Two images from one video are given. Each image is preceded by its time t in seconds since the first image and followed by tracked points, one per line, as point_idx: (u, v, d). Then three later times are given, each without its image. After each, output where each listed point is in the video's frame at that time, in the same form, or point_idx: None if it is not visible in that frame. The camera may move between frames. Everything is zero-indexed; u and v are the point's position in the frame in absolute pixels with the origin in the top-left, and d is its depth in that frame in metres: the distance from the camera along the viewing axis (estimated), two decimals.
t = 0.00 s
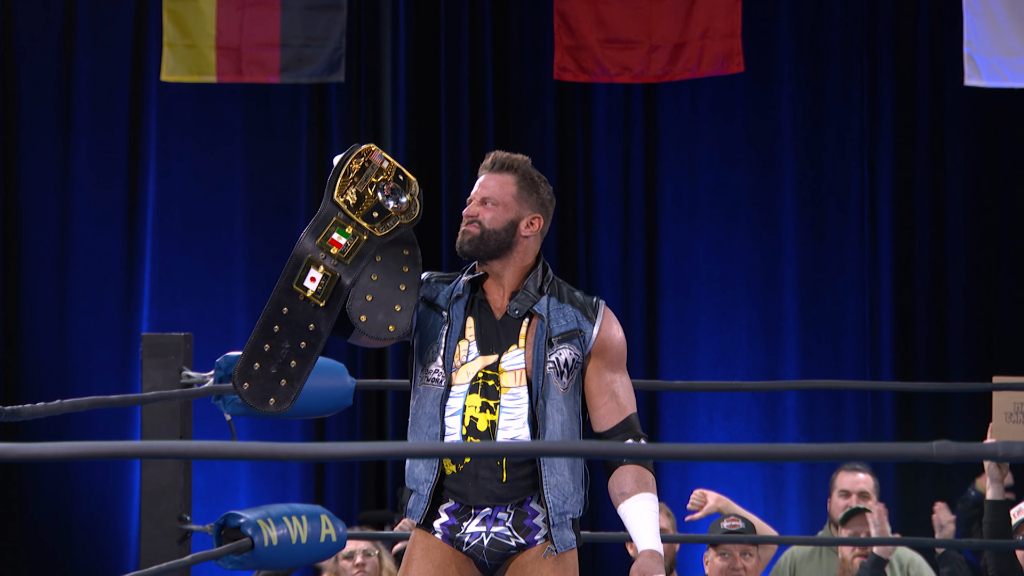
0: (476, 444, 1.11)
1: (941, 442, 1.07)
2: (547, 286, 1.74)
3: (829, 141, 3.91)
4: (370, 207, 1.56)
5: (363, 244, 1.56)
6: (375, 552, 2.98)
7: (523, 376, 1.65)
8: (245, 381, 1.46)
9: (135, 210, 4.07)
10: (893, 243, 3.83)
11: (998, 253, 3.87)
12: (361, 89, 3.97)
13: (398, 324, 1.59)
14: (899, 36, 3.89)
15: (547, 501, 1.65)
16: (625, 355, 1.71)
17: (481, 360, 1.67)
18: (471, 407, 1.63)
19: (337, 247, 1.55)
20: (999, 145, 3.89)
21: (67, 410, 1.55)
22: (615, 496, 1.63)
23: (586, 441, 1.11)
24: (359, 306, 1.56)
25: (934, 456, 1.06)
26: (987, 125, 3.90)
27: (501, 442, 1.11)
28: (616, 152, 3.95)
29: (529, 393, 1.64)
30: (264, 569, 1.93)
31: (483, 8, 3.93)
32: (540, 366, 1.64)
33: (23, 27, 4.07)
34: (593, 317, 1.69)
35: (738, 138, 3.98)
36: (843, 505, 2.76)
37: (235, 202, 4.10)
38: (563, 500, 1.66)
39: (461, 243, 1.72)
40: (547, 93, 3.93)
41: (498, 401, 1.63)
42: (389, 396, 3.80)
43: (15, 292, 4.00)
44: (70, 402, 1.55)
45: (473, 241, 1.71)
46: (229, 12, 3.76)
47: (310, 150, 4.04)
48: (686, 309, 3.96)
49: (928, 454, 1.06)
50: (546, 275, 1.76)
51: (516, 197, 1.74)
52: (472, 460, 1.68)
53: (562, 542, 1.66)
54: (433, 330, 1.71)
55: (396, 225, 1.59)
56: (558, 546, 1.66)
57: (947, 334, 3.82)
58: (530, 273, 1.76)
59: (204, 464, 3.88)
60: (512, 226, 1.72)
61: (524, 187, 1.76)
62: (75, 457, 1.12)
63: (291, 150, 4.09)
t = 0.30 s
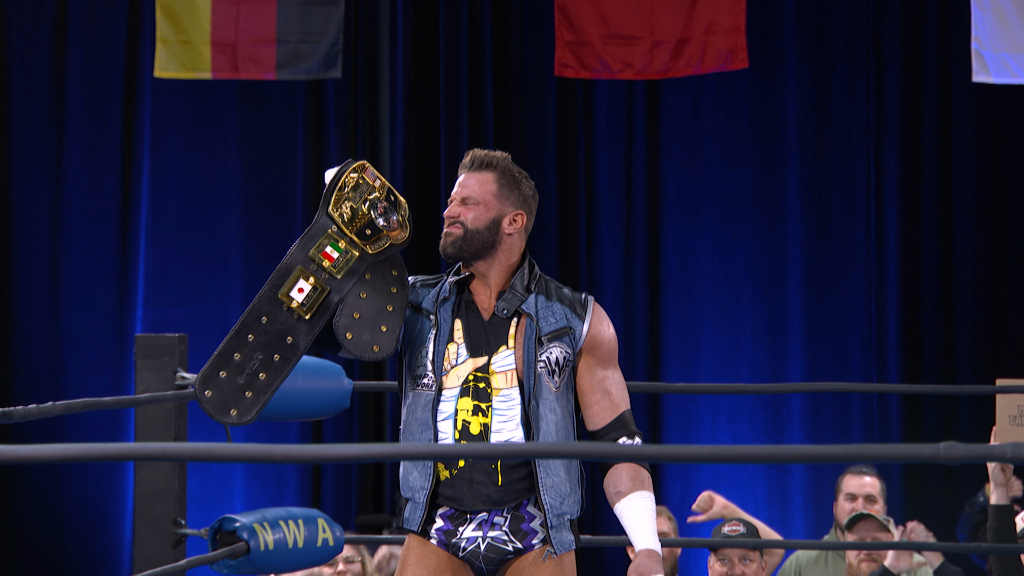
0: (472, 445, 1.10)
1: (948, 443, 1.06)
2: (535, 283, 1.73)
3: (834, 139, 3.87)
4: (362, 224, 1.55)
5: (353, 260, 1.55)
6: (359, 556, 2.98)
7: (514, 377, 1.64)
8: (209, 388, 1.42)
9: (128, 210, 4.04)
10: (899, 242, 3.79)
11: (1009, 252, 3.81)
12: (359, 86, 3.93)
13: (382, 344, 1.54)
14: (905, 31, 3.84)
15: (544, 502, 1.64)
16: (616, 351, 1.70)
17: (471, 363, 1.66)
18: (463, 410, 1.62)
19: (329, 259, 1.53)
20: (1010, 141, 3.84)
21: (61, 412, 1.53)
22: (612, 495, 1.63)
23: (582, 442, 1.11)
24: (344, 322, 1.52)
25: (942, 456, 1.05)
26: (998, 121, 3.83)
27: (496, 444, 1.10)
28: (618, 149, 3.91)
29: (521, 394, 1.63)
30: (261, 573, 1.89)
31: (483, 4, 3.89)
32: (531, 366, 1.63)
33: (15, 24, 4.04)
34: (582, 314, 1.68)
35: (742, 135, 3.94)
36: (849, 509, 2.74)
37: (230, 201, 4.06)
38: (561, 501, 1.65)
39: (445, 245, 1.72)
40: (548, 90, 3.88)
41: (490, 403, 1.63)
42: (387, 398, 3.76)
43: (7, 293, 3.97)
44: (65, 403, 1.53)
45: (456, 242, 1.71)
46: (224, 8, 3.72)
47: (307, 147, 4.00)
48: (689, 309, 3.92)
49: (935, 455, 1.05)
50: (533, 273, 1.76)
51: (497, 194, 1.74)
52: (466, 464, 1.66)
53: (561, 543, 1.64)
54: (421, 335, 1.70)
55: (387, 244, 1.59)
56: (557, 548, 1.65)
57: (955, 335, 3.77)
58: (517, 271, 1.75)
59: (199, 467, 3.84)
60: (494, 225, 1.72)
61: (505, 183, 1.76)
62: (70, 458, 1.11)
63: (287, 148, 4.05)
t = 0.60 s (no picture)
0: (470, 449, 1.05)
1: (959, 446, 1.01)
2: (527, 281, 1.70)
3: (840, 137, 3.83)
4: (374, 238, 1.51)
5: (368, 272, 1.50)
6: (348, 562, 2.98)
7: (509, 378, 1.62)
8: (219, 403, 1.37)
9: (122, 208, 4.00)
10: (907, 241, 3.75)
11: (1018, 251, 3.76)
12: (356, 83, 3.90)
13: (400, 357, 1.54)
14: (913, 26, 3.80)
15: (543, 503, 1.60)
16: (612, 347, 1.66)
17: (465, 365, 1.64)
18: (458, 414, 1.61)
19: (345, 273, 1.47)
20: (1018, 138, 3.79)
21: (55, 414, 1.50)
22: (612, 493, 1.59)
23: (582, 445, 1.06)
24: (362, 336, 1.51)
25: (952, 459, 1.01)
26: (1007, 117, 3.79)
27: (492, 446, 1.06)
28: (620, 147, 3.87)
29: (516, 395, 1.61)
30: None
31: None
32: (525, 365, 1.59)
33: (8, 20, 4.00)
34: (576, 310, 1.64)
35: (746, 132, 3.90)
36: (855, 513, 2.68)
37: (225, 200, 4.02)
38: (560, 502, 1.61)
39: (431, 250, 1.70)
40: (549, 86, 3.85)
41: (485, 405, 1.61)
42: (384, 400, 3.72)
43: None
44: (58, 405, 1.50)
45: (443, 247, 1.68)
46: (219, 3, 3.68)
47: (303, 144, 3.97)
48: (692, 309, 3.88)
49: (943, 460, 1.00)
50: (525, 270, 1.73)
51: (481, 192, 1.70)
52: (464, 468, 1.63)
53: (562, 545, 1.60)
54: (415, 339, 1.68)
55: (395, 258, 1.55)
56: (559, 550, 1.61)
57: (964, 335, 3.73)
58: (509, 268, 1.73)
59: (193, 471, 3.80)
60: (479, 226, 1.69)
61: (489, 179, 1.72)
62: (57, 461, 1.08)
63: (283, 145, 4.01)
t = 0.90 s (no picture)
0: (470, 451, 1.03)
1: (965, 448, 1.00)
2: (518, 279, 1.68)
3: (846, 134, 3.78)
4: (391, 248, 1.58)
5: (391, 285, 1.54)
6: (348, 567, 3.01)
7: (504, 380, 1.60)
8: (243, 413, 1.41)
9: (116, 206, 3.96)
10: (914, 240, 3.71)
11: None
12: (354, 79, 3.87)
13: (426, 369, 1.54)
14: (921, 22, 3.76)
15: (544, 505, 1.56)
16: (609, 342, 1.64)
17: (461, 367, 1.63)
18: (454, 418, 1.60)
19: (372, 284, 1.51)
20: None
21: (47, 415, 1.47)
22: (611, 492, 1.56)
23: (582, 446, 1.04)
24: (392, 349, 1.51)
25: (960, 461, 0.98)
26: (1016, 114, 3.75)
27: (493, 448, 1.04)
28: (622, 144, 3.83)
29: (512, 397, 1.60)
30: None
31: None
32: (520, 367, 1.59)
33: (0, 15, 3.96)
34: (569, 307, 1.63)
35: (751, 129, 3.86)
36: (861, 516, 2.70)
37: (221, 198, 3.99)
38: (562, 504, 1.57)
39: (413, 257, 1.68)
40: (550, 82, 3.81)
41: (481, 408, 1.60)
42: (383, 402, 3.69)
43: None
44: (50, 406, 1.47)
45: (424, 254, 1.67)
46: None
47: (300, 141, 3.93)
48: (696, 309, 3.84)
49: (948, 461, 0.99)
50: (516, 266, 1.70)
51: (456, 196, 1.67)
52: (462, 471, 1.58)
53: (565, 547, 1.56)
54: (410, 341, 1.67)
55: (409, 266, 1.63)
56: (562, 553, 1.57)
57: (972, 335, 3.69)
58: (501, 266, 1.69)
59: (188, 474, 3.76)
60: (458, 230, 1.66)
61: (462, 180, 1.68)
62: (55, 464, 1.05)
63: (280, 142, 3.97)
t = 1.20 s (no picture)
0: (469, 453, 0.98)
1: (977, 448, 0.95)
2: (514, 278, 1.64)
3: (854, 130, 3.74)
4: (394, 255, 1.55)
5: (401, 295, 1.51)
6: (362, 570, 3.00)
7: (504, 382, 1.58)
8: (263, 427, 1.36)
9: (110, 204, 3.93)
10: (923, 239, 3.67)
11: None
12: (353, 75, 3.83)
13: (433, 381, 1.53)
14: (931, 16, 3.71)
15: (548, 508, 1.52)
16: (608, 339, 1.60)
17: (460, 369, 1.59)
18: (455, 421, 1.57)
19: (385, 292, 1.48)
20: None
21: (40, 417, 1.43)
22: (613, 493, 1.52)
23: (585, 448, 1.00)
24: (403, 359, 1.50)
25: (970, 463, 0.93)
26: None
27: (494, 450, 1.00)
28: (626, 140, 3.79)
29: (514, 399, 1.57)
30: None
31: None
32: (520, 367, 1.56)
33: None
34: (568, 306, 1.58)
35: (758, 126, 3.82)
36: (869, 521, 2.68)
37: (217, 196, 3.94)
38: (566, 506, 1.53)
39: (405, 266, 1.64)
40: (553, 78, 3.77)
41: (482, 411, 1.57)
42: (382, 404, 3.64)
43: None
44: (43, 408, 1.43)
45: (416, 264, 1.62)
46: None
47: (297, 138, 3.89)
48: (702, 309, 3.80)
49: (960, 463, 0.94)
50: (511, 264, 1.67)
51: (442, 200, 1.61)
52: (464, 475, 1.54)
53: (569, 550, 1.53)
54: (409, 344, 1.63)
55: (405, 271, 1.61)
56: (566, 556, 1.53)
57: (983, 335, 3.65)
58: (497, 265, 1.66)
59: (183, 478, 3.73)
60: (449, 236, 1.61)
61: (447, 183, 1.62)
62: (50, 467, 1.00)
63: (277, 138, 3.93)
